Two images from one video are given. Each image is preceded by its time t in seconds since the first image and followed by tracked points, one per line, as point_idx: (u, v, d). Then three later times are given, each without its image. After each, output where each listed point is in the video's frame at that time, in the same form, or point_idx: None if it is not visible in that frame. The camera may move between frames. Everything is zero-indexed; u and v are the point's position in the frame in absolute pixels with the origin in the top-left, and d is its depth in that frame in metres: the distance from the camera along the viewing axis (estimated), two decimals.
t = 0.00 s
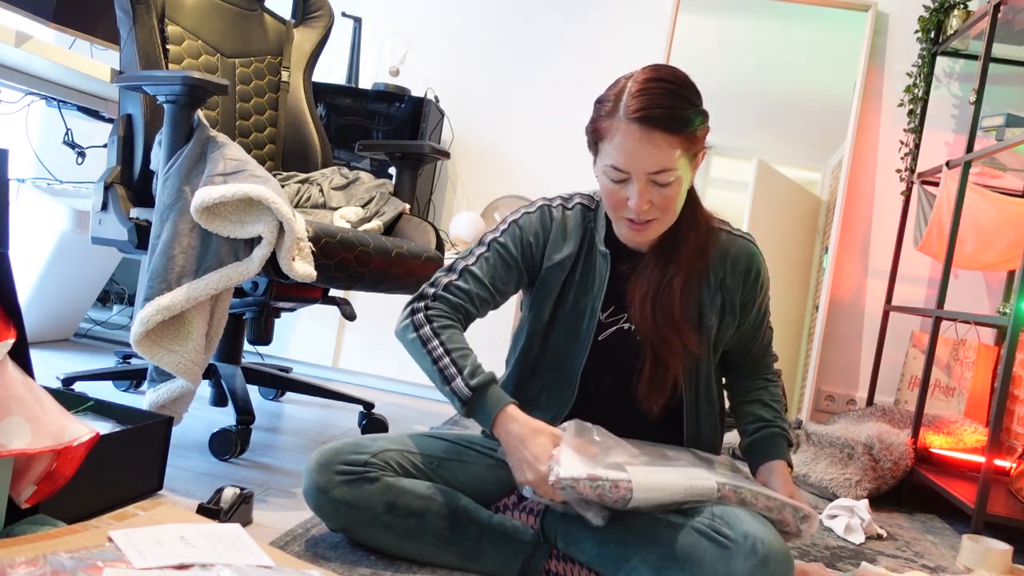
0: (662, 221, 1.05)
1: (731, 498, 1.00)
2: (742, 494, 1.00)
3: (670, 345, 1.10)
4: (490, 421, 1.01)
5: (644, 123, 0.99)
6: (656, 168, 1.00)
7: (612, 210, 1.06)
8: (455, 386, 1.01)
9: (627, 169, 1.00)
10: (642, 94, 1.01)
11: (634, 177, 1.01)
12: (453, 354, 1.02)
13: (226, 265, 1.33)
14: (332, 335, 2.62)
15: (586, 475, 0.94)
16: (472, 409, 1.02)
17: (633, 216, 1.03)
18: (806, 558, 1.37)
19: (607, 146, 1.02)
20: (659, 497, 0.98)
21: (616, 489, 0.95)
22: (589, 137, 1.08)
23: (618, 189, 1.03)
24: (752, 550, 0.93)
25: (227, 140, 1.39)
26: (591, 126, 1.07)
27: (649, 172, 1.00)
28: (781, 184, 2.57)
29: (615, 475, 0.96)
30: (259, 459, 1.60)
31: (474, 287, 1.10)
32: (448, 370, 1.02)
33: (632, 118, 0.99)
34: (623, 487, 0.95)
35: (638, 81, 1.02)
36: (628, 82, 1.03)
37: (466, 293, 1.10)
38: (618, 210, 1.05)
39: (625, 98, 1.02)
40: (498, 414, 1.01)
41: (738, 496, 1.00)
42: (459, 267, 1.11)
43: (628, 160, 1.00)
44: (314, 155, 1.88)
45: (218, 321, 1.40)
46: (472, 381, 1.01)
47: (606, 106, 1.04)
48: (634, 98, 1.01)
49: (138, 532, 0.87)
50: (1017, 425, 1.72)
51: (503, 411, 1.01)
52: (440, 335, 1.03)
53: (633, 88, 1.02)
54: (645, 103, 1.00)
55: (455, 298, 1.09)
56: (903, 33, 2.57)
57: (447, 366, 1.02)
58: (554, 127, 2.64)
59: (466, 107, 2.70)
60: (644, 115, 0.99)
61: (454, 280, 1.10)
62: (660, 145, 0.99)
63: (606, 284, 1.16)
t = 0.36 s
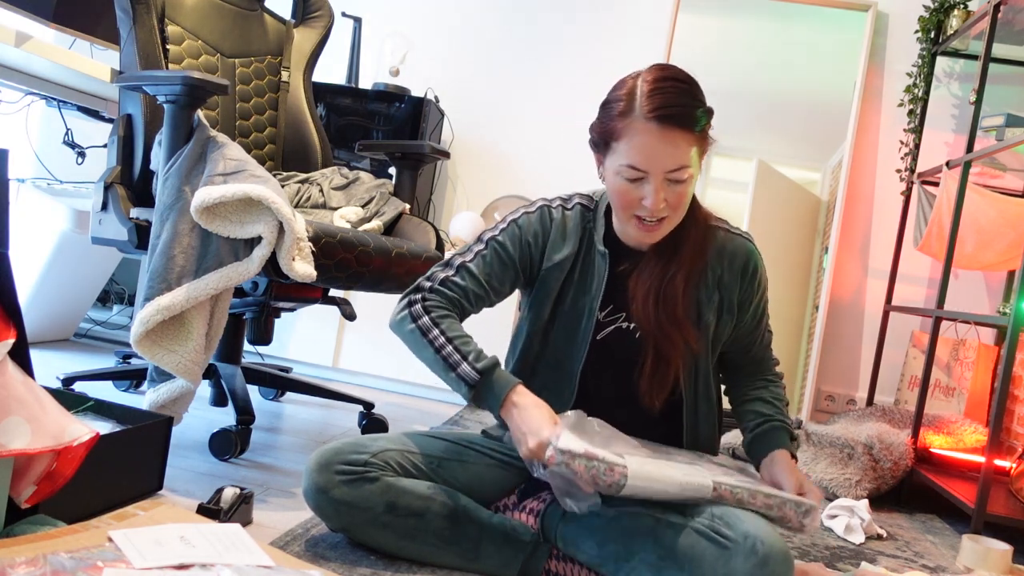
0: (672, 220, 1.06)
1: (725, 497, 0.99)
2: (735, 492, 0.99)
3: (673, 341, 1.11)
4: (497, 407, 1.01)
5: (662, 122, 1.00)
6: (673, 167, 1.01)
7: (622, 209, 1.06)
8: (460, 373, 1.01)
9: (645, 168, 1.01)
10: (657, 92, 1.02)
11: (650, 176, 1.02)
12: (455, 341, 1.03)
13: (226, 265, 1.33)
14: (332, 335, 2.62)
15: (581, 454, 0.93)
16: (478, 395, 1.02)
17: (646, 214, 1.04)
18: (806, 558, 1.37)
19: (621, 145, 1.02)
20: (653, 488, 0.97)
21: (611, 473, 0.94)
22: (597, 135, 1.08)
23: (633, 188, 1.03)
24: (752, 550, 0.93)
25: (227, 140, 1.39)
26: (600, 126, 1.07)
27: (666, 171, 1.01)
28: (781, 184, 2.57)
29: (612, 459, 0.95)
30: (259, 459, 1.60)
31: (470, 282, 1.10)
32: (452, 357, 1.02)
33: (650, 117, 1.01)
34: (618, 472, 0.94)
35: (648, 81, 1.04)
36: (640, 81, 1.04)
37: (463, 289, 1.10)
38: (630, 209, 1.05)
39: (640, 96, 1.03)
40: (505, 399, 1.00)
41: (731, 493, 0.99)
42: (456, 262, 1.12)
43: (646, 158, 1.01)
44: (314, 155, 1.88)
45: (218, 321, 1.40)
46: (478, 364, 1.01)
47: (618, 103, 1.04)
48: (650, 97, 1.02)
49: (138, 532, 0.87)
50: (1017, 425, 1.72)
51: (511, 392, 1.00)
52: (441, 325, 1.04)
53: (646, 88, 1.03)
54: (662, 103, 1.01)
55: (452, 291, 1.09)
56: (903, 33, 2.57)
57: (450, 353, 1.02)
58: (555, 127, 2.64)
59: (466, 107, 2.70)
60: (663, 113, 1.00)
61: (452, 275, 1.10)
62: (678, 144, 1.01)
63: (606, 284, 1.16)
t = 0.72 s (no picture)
0: (682, 214, 1.07)
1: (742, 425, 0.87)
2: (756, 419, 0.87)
3: (676, 334, 1.11)
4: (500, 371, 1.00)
5: (679, 117, 1.01)
6: (689, 161, 1.02)
7: (634, 204, 1.06)
8: (461, 346, 1.01)
9: (661, 162, 1.02)
10: (672, 87, 1.03)
11: (666, 169, 1.02)
12: (454, 318, 1.03)
13: (226, 265, 1.33)
14: (332, 335, 2.62)
15: (583, 378, 0.88)
16: (479, 367, 1.02)
17: (660, 210, 1.04)
18: (806, 558, 1.37)
19: (637, 139, 1.03)
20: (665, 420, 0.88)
21: (618, 394, 0.87)
22: (608, 130, 1.08)
23: (647, 182, 1.03)
24: (752, 550, 0.93)
25: (227, 140, 1.39)
26: (612, 121, 1.07)
27: (682, 165, 1.02)
28: (781, 184, 2.57)
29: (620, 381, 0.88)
30: (259, 459, 1.59)
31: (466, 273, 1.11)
32: (452, 333, 1.02)
33: (667, 112, 1.02)
34: (625, 392, 0.87)
35: (660, 78, 1.05)
36: (653, 78, 1.05)
37: (459, 279, 1.10)
38: (642, 205, 1.05)
39: (655, 90, 1.04)
40: (504, 368, 1.00)
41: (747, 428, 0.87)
42: (452, 254, 1.12)
43: (663, 152, 1.01)
44: (314, 155, 1.88)
45: (218, 321, 1.40)
46: (479, 336, 1.01)
47: (631, 98, 1.05)
48: (665, 91, 1.03)
49: (138, 532, 0.87)
50: (1017, 425, 1.72)
51: (510, 361, 1.00)
52: (438, 305, 1.04)
53: (660, 84, 1.04)
54: (678, 98, 1.02)
55: (448, 281, 1.09)
56: (903, 33, 2.57)
57: (450, 329, 1.02)
58: (555, 127, 2.64)
59: (466, 107, 2.70)
60: (680, 107, 1.01)
61: (447, 265, 1.10)
62: (694, 139, 1.02)
63: (607, 281, 1.16)
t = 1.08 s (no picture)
0: (684, 212, 1.07)
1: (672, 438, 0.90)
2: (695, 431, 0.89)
3: (682, 330, 1.11)
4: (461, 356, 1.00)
5: (682, 113, 1.01)
6: (692, 158, 1.02)
7: (637, 202, 1.06)
8: (430, 330, 1.02)
9: (665, 159, 1.02)
10: (672, 84, 1.03)
11: (669, 167, 1.02)
12: (428, 306, 1.04)
13: (226, 265, 1.33)
14: (332, 335, 2.62)
15: (540, 343, 0.90)
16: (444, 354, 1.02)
17: (664, 206, 1.04)
18: (806, 558, 1.37)
19: (639, 137, 1.03)
20: (613, 405, 0.88)
21: (571, 366, 0.88)
22: (609, 128, 1.08)
23: (651, 180, 1.03)
24: (752, 549, 0.96)
25: (227, 140, 1.39)
26: (612, 120, 1.07)
27: (685, 162, 1.02)
28: (781, 184, 2.57)
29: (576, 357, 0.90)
30: (259, 459, 1.60)
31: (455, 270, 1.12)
32: (424, 320, 1.03)
33: (670, 108, 1.02)
34: (577, 366, 0.88)
35: (660, 74, 1.05)
36: (652, 74, 1.05)
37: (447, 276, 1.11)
38: (646, 202, 1.05)
39: (656, 88, 1.04)
40: (465, 352, 1.00)
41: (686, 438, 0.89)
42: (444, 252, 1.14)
43: (666, 150, 1.01)
44: (314, 155, 1.88)
45: (218, 320, 1.40)
46: (447, 321, 1.02)
47: (632, 95, 1.05)
48: (667, 88, 1.03)
49: (138, 532, 0.87)
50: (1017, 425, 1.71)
51: (469, 347, 1.00)
52: (417, 295, 1.05)
53: (660, 80, 1.04)
54: (680, 95, 1.02)
55: (434, 276, 1.10)
56: (903, 32, 2.57)
57: (422, 317, 1.03)
58: (555, 127, 2.64)
59: (466, 107, 2.70)
60: (682, 103, 1.02)
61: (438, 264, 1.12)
62: (697, 134, 1.02)
63: (606, 278, 1.16)
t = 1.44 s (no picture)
0: (665, 203, 1.06)
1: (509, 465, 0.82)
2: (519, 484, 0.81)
3: (665, 330, 1.10)
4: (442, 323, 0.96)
5: (667, 101, 1.02)
6: (672, 147, 1.02)
7: (616, 186, 1.06)
8: (409, 308, 1.00)
9: (644, 144, 1.02)
10: (664, 73, 1.03)
11: (648, 153, 1.02)
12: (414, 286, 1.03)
13: (226, 265, 1.33)
14: (332, 335, 2.62)
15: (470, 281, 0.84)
16: (426, 324, 0.97)
17: (639, 193, 1.04)
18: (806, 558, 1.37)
19: (623, 119, 1.03)
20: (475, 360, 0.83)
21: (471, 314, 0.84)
22: (601, 112, 1.08)
23: (630, 165, 1.03)
24: (752, 550, 0.96)
25: (227, 140, 1.39)
26: (604, 103, 1.08)
27: (664, 151, 1.02)
28: (780, 184, 2.57)
29: (490, 310, 0.82)
30: (259, 459, 1.59)
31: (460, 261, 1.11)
32: (408, 298, 1.01)
33: (655, 94, 1.02)
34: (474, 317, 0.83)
35: (658, 64, 1.05)
36: (650, 62, 1.05)
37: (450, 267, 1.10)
38: (624, 187, 1.05)
39: (647, 76, 1.04)
40: (441, 315, 0.95)
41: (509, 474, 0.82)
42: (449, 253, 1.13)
43: (646, 135, 1.01)
44: (314, 155, 1.88)
45: (218, 321, 1.40)
46: (426, 294, 1.00)
47: (625, 80, 1.06)
48: (657, 76, 1.03)
49: (138, 532, 0.87)
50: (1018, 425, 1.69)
51: (444, 309, 0.96)
52: (406, 281, 1.05)
53: (655, 69, 1.04)
54: (670, 82, 1.02)
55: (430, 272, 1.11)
56: (903, 32, 2.57)
57: (407, 295, 1.02)
58: (555, 127, 2.64)
59: (466, 107, 2.70)
60: (670, 93, 1.02)
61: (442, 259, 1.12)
62: (679, 124, 1.02)
63: (599, 275, 1.16)
